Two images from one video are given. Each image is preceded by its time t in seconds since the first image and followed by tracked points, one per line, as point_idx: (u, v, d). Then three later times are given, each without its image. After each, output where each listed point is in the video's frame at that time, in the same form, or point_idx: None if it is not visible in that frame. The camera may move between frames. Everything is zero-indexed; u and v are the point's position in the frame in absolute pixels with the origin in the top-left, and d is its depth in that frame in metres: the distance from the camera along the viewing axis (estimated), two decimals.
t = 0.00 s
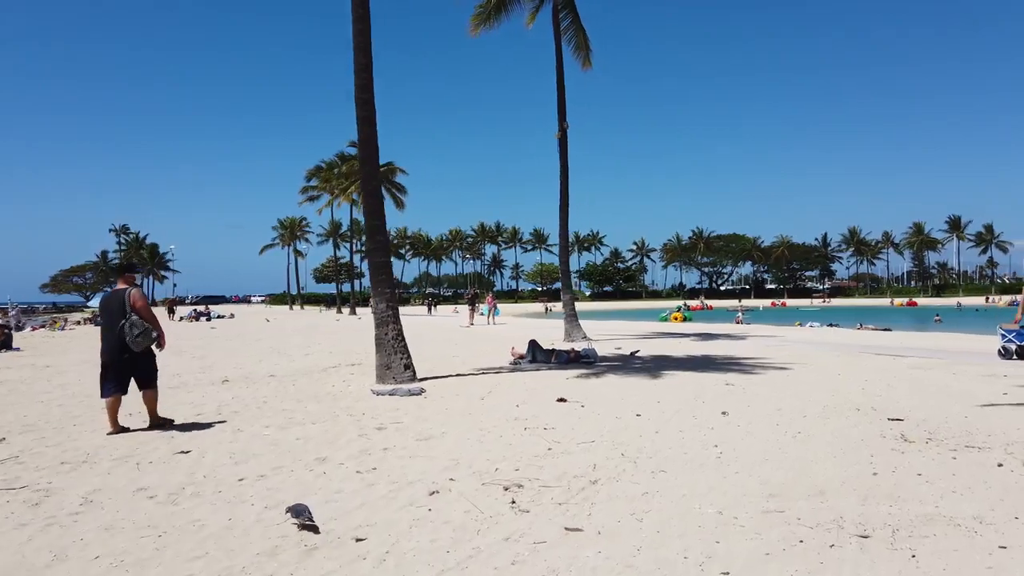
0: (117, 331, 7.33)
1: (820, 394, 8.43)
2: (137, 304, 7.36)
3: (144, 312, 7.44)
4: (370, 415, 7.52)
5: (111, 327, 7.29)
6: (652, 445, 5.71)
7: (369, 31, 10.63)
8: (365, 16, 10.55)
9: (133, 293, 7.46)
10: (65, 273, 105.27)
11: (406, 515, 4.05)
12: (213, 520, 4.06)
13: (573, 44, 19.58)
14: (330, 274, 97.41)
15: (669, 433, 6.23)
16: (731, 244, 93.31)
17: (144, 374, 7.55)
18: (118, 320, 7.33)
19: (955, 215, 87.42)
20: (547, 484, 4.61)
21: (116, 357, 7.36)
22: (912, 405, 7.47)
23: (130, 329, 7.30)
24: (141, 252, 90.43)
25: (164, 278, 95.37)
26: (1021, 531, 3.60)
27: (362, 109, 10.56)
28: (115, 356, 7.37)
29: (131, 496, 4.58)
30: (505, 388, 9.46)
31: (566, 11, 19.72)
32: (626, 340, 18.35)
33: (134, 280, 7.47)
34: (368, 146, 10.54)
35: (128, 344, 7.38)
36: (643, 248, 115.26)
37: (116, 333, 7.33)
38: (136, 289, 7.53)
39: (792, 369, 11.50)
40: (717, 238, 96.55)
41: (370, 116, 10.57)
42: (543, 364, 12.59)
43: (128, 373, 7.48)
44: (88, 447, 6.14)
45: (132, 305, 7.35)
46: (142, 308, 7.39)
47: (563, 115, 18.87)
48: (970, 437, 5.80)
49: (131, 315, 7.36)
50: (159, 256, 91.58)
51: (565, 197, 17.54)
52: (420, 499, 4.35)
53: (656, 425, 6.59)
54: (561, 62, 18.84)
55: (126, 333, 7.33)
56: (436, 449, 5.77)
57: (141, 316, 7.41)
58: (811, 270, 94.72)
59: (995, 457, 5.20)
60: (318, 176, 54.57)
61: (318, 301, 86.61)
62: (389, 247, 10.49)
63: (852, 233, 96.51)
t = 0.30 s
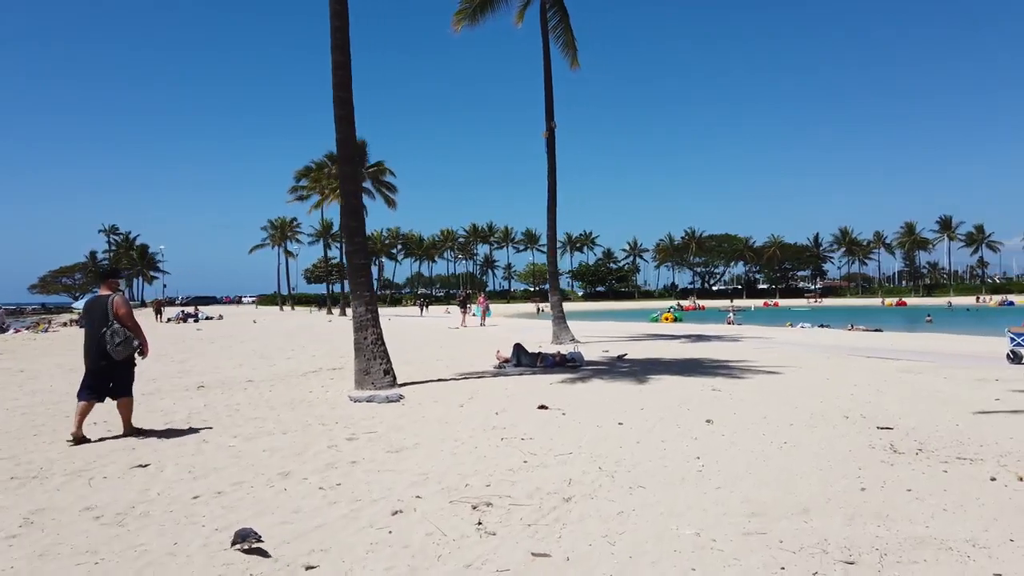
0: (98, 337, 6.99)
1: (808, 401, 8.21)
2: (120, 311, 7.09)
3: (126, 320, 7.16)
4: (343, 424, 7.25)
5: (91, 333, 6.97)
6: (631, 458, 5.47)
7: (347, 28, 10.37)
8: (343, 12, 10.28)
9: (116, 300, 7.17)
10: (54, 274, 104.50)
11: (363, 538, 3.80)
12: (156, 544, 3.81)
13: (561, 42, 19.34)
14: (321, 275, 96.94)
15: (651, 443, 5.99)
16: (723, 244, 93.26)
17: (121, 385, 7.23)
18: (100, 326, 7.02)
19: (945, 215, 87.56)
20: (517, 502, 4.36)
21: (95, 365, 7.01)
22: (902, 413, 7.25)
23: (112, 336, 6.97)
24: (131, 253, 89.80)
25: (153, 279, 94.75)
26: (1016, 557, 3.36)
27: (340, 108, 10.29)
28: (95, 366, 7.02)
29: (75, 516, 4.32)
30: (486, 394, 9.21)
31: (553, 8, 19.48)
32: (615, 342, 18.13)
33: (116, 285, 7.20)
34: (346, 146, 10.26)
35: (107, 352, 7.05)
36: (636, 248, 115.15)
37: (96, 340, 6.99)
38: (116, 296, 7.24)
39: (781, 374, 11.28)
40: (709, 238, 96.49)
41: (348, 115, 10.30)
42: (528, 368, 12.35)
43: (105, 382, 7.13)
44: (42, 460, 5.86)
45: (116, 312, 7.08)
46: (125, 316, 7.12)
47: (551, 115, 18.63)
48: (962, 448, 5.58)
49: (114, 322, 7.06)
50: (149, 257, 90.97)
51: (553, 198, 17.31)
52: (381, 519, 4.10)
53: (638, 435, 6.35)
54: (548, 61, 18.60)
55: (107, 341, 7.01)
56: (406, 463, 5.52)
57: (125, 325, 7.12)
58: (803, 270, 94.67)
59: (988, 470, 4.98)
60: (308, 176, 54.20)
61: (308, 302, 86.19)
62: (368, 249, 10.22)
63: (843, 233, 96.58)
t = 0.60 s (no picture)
0: (88, 334, 6.82)
1: (802, 402, 7.98)
2: (109, 306, 6.95)
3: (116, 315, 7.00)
4: (320, 428, 6.99)
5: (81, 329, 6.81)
6: (617, 464, 5.22)
7: (329, 20, 10.10)
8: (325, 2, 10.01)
9: (104, 295, 7.01)
10: (45, 273, 103.72)
11: (325, 553, 3.54)
12: (101, 560, 3.55)
13: (552, 39, 19.09)
14: (314, 275, 96.45)
15: (639, 448, 5.75)
16: (717, 244, 93.25)
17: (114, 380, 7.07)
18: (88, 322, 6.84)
19: (939, 215, 87.66)
20: (493, 513, 4.11)
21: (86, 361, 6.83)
22: (898, 416, 7.03)
23: (106, 331, 6.82)
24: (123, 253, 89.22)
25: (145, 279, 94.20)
26: None
27: (322, 102, 10.01)
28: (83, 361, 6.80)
29: (20, 528, 4.05)
30: (471, 396, 8.96)
31: (545, 5, 19.20)
32: (606, 343, 17.89)
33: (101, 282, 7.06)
34: (328, 140, 9.98)
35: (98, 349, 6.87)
36: (630, 248, 115.01)
37: (86, 336, 6.82)
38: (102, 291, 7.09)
39: (774, 374, 11.05)
40: (703, 237, 96.33)
41: (330, 108, 10.03)
42: (517, 368, 12.10)
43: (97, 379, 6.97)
44: None
45: (104, 307, 6.92)
46: (115, 310, 6.97)
47: (542, 113, 18.38)
48: (962, 453, 5.35)
49: (104, 318, 6.90)
50: (140, 256, 90.32)
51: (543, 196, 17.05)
52: (346, 532, 3.84)
53: (625, 439, 6.11)
54: (539, 58, 18.34)
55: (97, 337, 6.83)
56: (381, 469, 5.27)
57: (115, 319, 6.98)
58: (796, 270, 94.69)
59: (988, 476, 4.76)
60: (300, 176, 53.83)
61: (301, 301, 85.73)
62: (351, 246, 9.94)
63: (837, 234, 96.65)
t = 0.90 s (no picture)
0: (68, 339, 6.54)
1: (797, 408, 7.73)
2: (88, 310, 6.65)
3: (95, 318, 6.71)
4: (297, 435, 6.72)
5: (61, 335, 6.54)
6: (604, 475, 4.96)
7: (312, 11, 9.80)
8: None
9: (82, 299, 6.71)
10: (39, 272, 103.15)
11: None
12: None
13: (545, 36, 18.82)
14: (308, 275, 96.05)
15: (628, 458, 5.49)
16: (713, 244, 93.12)
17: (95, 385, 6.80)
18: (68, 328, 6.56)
19: (934, 216, 87.63)
20: (469, 531, 3.84)
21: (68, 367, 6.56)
22: (898, 422, 6.78)
23: (83, 334, 6.54)
24: (116, 253, 88.73)
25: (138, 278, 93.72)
26: None
27: (305, 96, 9.72)
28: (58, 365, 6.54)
29: None
30: (457, 400, 8.69)
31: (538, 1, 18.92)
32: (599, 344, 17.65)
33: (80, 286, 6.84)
34: (311, 136, 9.68)
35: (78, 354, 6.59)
36: (625, 248, 114.82)
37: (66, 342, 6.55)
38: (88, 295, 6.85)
39: (768, 377, 10.80)
40: (699, 237, 96.16)
41: (313, 104, 9.74)
42: (506, 371, 11.84)
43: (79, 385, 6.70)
44: None
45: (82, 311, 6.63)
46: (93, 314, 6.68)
47: (535, 110, 18.11)
48: (966, 464, 5.10)
49: (82, 322, 6.61)
50: (133, 256, 89.83)
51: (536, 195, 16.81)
52: (310, 553, 3.57)
53: (614, 448, 5.84)
54: (531, 55, 18.06)
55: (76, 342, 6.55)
56: (355, 481, 4.99)
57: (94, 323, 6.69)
58: (792, 270, 94.61)
59: (995, 490, 4.51)
60: (293, 175, 53.48)
61: (296, 301, 85.36)
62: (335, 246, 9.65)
63: (832, 234, 96.58)
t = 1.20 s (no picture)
0: (34, 336, 6.26)
1: (791, 409, 7.46)
2: (58, 308, 6.33)
3: (65, 317, 6.37)
4: (269, 438, 6.43)
5: (27, 332, 6.27)
6: (585, 481, 4.69)
7: None
8: None
9: (54, 296, 6.39)
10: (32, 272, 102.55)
11: None
12: None
13: (537, 31, 18.53)
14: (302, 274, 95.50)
15: (611, 462, 5.23)
16: (709, 243, 92.94)
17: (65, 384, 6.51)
18: (36, 324, 6.28)
19: (930, 217, 87.37)
20: (433, 544, 3.56)
21: (34, 364, 6.30)
22: (894, 424, 6.52)
23: (50, 334, 6.24)
24: (110, 253, 88.23)
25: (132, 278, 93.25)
26: None
27: (284, 88, 9.42)
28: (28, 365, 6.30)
29: None
30: (439, 401, 8.43)
31: None
32: (591, 343, 17.39)
33: (53, 282, 6.57)
34: (291, 129, 9.39)
35: (46, 352, 6.31)
36: (621, 248, 114.64)
37: (32, 339, 6.27)
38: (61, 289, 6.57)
39: (761, 377, 10.54)
40: (695, 237, 95.94)
41: (292, 96, 9.44)
42: (493, 371, 11.54)
43: (47, 383, 6.43)
44: None
45: (52, 309, 6.32)
46: (63, 312, 6.34)
47: (526, 106, 17.83)
48: (967, 469, 4.83)
49: (51, 321, 6.30)
50: (127, 255, 89.35)
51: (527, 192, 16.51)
52: (259, 569, 3.30)
53: (598, 452, 5.57)
54: (523, 50, 17.78)
55: (42, 340, 6.27)
56: (320, 488, 4.72)
57: (64, 322, 6.35)
58: (787, 270, 94.38)
59: (997, 497, 4.25)
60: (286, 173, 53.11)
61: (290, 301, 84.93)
62: (315, 242, 9.36)
63: (827, 234, 96.45)
